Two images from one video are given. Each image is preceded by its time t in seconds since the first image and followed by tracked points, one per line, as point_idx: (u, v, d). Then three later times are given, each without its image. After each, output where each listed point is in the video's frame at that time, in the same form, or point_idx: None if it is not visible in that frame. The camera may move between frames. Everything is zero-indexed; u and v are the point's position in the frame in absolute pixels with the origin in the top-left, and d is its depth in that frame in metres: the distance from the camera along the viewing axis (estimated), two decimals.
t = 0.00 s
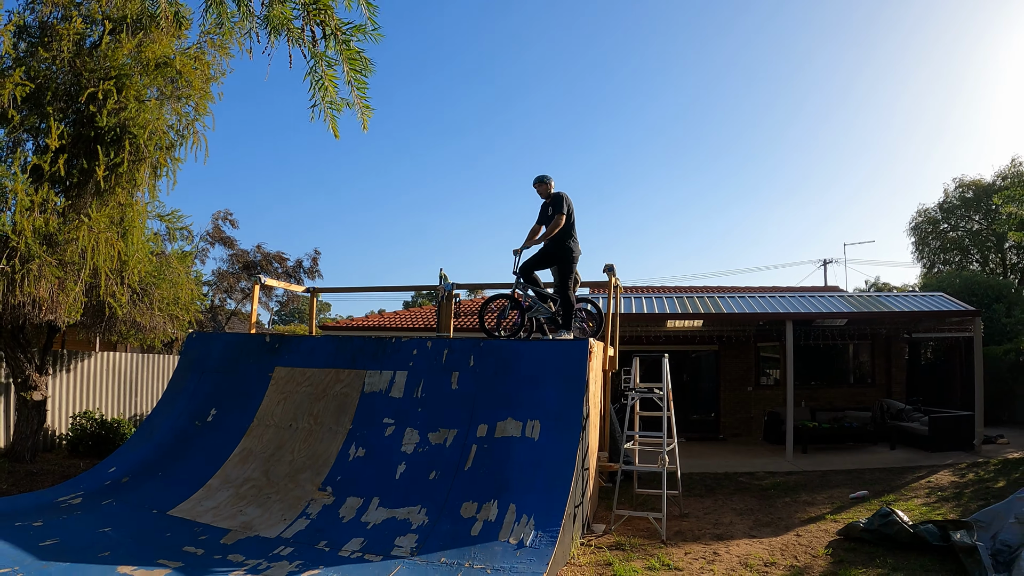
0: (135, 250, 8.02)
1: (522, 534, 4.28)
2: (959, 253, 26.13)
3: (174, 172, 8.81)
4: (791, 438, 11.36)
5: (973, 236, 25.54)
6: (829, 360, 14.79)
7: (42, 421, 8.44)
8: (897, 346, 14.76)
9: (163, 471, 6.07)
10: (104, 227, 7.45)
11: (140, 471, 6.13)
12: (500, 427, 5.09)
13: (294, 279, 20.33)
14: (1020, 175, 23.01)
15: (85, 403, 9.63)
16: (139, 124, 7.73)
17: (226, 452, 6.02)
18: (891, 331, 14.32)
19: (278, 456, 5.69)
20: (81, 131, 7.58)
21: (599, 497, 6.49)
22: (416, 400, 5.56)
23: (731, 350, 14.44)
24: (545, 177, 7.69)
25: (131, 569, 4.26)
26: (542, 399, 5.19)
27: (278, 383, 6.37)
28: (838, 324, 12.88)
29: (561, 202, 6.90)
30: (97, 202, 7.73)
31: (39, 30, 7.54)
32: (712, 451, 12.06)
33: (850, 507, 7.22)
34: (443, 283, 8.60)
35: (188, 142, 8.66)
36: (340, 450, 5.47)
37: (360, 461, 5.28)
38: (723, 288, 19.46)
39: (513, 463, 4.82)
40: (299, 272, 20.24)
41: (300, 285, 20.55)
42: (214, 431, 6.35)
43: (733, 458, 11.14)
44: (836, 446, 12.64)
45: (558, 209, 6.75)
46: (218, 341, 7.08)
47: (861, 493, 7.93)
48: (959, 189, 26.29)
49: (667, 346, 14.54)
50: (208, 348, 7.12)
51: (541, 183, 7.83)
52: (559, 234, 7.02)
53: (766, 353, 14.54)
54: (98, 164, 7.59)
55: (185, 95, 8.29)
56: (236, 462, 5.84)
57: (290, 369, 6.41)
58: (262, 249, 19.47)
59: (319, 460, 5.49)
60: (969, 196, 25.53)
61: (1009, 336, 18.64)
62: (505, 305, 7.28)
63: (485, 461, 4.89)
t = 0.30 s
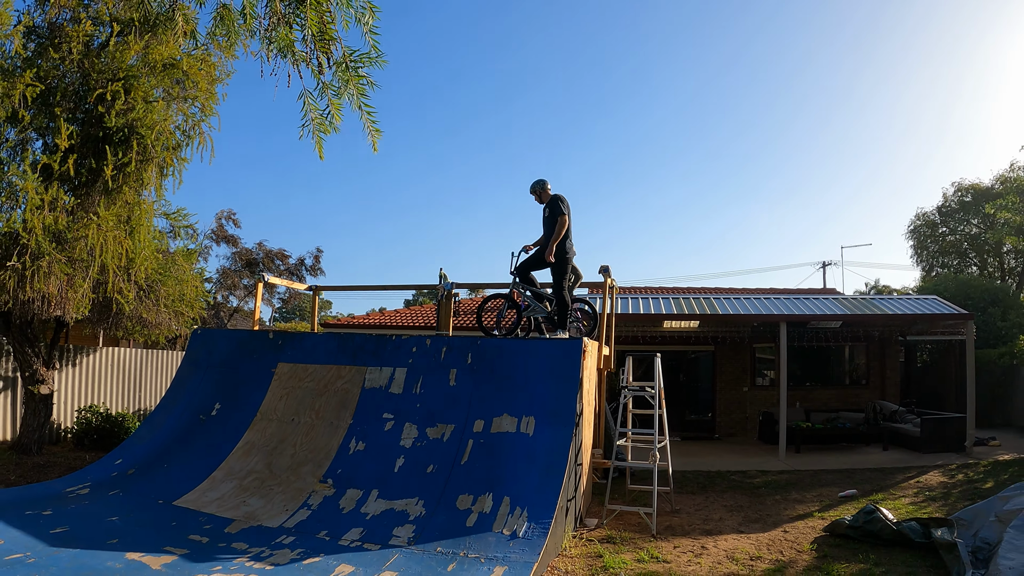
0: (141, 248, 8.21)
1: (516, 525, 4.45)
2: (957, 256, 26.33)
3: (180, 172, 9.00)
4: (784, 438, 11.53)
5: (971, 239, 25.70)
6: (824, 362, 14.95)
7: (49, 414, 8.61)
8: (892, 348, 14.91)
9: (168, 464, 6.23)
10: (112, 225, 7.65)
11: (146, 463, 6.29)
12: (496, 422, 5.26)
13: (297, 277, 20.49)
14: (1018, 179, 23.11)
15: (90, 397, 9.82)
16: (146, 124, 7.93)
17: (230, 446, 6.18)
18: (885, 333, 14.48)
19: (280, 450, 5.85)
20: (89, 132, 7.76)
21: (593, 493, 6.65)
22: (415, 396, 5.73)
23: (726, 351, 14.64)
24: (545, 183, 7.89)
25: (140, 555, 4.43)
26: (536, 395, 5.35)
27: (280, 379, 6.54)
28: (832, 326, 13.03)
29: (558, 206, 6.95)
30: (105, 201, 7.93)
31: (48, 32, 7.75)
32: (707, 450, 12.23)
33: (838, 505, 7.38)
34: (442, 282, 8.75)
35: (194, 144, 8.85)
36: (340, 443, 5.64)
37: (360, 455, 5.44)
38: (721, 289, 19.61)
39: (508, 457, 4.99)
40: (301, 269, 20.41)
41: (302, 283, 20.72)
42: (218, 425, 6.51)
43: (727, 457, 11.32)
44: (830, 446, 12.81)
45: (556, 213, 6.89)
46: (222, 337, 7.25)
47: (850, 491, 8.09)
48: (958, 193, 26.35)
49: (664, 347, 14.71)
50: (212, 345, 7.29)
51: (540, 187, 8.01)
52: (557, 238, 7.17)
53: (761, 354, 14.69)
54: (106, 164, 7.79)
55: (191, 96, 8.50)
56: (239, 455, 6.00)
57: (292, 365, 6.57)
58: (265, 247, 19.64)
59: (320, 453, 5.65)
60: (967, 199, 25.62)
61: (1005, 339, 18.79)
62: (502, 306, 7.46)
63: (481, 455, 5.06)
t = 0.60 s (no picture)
0: (145, 248, 8.34)
1: (509, 523, 4.57)
2: (957, 260, 26.44)
3: (184, 173, 9.13)
4: (779, 440, 11.64)
5: (971, 243, 25.78)
6: (821, 365, 15.05)
7: (53, 410, 8.75)
8: (889, 352, 15.00)
9: (170, 460, 6.35)
10: (117, 226, 7.79)
11: (149, 459, 6.41)
12: (491, 423, 5.37)
13: (298, 276, 20.61)
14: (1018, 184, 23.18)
15: (93, 394, 9.95)
16: (151, 126, 8.07)
17: (231, 443, 6.30)
18: (882, 337, 14.57)
19: (281, 447, 5.97)
20: (95, 133, 7.90)
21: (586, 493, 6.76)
22: (412, 396, 5.84)
23: (724, 353, 14.74)
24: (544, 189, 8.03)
25: (143, 549, 4.54)
26: (531, 397, 5.46)
27: (281, 377, 6.65)
28: (829, 330, 13.12)
29: (554, 207, 7.12)
30: (110, 201, 8.08)
31: (54, 33, 7.88)
32: (703, 452, 12.34)
33: (829, 507, 7.50)
34: (442, 283, 8.86)
35: (197, 145, 8.96)
36: (339, 442, 5.76)
37: (359, 453, 5.56)
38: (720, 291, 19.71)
39: (503, 457, 5.10)
40: (303, 268, 20.53)
41: (303, 282, 20.85)
42: (220, 422, 6.63)
43: (722, 459, 11.43)
44: (825, 449, 12.91)
45: (553, 216, 7.01)
46: (224, 336, 7.37)
47: (842, 494, 8.20)
48: (958, 197, 26.43)
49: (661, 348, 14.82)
50: (214, 343, 7.41)
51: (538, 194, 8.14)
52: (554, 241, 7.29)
53: (759, 356, 14.78)
54: (112, 165, 7.94)
55: (195, 98, 8.62)
56: (241, 452, 6.12)
57: (293, 364, 6.69)
58: (267, 246, 19.77)
59: (319, 451, 5.77)
60: (968, 203, 25.68)
61: (1002, 344, 18.88)
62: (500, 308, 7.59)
63: (477, 455, 5.17)
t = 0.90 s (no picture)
0: (147, 244, 8.40)
1: (506, 520, 4.61)
2: (958, 261, 26.47)
3: (186, 171, 9.19)
4: (777, 439, 11.68)
5: (972, 244, 25.82)
6: (821, 364, 15.08)
7: (55, 406, 8.80)
8: (888, 352, 15.03)
9: (171, 456, 6.40)
10: (119, 223, 7.86)
11: (150, 455, 6.46)
12: (490, 420, 5.41)
13: (299, 274, 20.65)
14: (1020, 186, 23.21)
15: (95, 390, 10.00)
16: (153, 124, 8.12)
17: (232, 439, 6.35)
18: (881, 337, 14.59)
19: (281, 443, 6.02)
20: (98, 131, 7.94)
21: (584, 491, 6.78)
22: (412, 393, 5.89)
23: (723, 352, 14.78)
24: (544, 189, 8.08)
25: (143, 543, 4.59)
26: (530, 394, 5.50)
27: (282, 374, 6.70)
28: (827, 330, 13.16)
29: (554, 207, 7.12)
30: (113, 198, 8.12)
31: (57, 31, 7.95)
32: (701, 450, 12.38)
33: (825, 507, 7.54)
34: (442, 282, 8.91)
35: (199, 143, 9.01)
36: (339, 438, 5.81)
37: (358, 449, 5.61)
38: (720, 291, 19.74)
39: (501, 454, 5.14)
40: (304, 266, 20.57)
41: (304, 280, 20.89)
42: (221, 418, 6.68)
43: (721, 457, 11.47)
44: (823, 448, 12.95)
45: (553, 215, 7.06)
46: (225, 333, 7.42)
47: (839, 493, 8.24)
48: (959, 198, 26.46)
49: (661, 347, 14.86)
50: (215, 340, 7.46)
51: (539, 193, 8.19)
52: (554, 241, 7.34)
53: (758, 356, 14.81)
54: (114, 163, 7.98)
55: (196, 96, 8.67)
56: (241, 448, 6.17)
57: (294, 361, 6.73)
58: (268, 244, 19.82)
59: (319, 447, 5.82)
60: (969, 204, 25.72)
61: (1002, 344, 18.91)
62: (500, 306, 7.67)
63: (475, 452, 5.22)
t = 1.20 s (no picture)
0: (147, 242, 8.41)
1: (503, 517, 4.64)
2: (958, 259, 26.48)
3: (186, 169, 9.23)
4: (776, 437, 11.71)
5: (972, 242, 25.85)
6: (819, 362, 15.10)
7: (55, 404, 8.82)
8: (887, 350, 15.05)
9: (171, 452, 6.43)
10: (119, 222, 7.88)
11: (150, 452, 6.49)
12: (487, 417, 5.44)
13: (299, 273, 20.67)
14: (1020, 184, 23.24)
15: (95, 387, 10.03)
16: (153, 123, 8.12)
17: (231, 436, 6.38)
18: (879, 335, 14.62)
19: (280, 440, 6.05)
20: (98, 130, 7.96)
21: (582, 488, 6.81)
22: (410, 390, 5.91)
23: (722, 351, 14.80)
24: (543, 185, 8.09)
25: (143, 539, 4.62)
26: (527, 392, 5.53)
27: (281, 371, 6.73)
28: (826, 328, 13.17)
29: (553, 208, 7.14)
30: (112, 197, 8.14)
31: (56, 31, 7.97)
32: (699, 448, 12.40)
33: (822, 504, 7.57)
34: (441, 279, 8.93)
35: (199, 142, 9.03)
36: (338, 435, 5.83)
37: (357, 446, 5.64)
38: (719, 289, 19.76)
39: (498, 451, 5.17)
40: (303, 265, 20.60)
41: (304, 278, 20.92)
42: (221, 415, 6.71)
43: (719, 455, 11.49)
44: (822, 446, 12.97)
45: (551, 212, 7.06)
46: (225, 331, 7.45)
47: (836, 491, 8.26)
48: (959, 196, 26.48)
49: (660, 345, 14.89)
50: (215, 338, 7.49)
51: (538, 189, 8.19)
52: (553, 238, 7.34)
53: (756, 354, 14.84)
54: (114, 161, 8.01)
55: (196, 95, 8.66)
56: (241, 445, 6.20)
57: (293, 358, 6.76)
58: (268, 243, 19.83)
59: (318, 444, 5.85)
60: (969, 203, 25.75)
61: (1001, 343, 18.94)
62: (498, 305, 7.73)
63: (473, 449, 5.25)
